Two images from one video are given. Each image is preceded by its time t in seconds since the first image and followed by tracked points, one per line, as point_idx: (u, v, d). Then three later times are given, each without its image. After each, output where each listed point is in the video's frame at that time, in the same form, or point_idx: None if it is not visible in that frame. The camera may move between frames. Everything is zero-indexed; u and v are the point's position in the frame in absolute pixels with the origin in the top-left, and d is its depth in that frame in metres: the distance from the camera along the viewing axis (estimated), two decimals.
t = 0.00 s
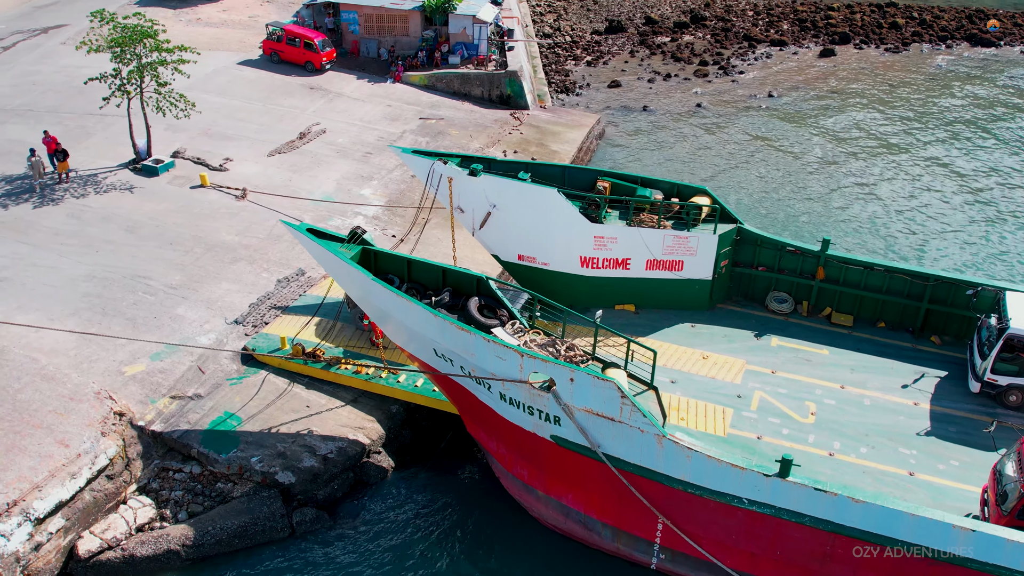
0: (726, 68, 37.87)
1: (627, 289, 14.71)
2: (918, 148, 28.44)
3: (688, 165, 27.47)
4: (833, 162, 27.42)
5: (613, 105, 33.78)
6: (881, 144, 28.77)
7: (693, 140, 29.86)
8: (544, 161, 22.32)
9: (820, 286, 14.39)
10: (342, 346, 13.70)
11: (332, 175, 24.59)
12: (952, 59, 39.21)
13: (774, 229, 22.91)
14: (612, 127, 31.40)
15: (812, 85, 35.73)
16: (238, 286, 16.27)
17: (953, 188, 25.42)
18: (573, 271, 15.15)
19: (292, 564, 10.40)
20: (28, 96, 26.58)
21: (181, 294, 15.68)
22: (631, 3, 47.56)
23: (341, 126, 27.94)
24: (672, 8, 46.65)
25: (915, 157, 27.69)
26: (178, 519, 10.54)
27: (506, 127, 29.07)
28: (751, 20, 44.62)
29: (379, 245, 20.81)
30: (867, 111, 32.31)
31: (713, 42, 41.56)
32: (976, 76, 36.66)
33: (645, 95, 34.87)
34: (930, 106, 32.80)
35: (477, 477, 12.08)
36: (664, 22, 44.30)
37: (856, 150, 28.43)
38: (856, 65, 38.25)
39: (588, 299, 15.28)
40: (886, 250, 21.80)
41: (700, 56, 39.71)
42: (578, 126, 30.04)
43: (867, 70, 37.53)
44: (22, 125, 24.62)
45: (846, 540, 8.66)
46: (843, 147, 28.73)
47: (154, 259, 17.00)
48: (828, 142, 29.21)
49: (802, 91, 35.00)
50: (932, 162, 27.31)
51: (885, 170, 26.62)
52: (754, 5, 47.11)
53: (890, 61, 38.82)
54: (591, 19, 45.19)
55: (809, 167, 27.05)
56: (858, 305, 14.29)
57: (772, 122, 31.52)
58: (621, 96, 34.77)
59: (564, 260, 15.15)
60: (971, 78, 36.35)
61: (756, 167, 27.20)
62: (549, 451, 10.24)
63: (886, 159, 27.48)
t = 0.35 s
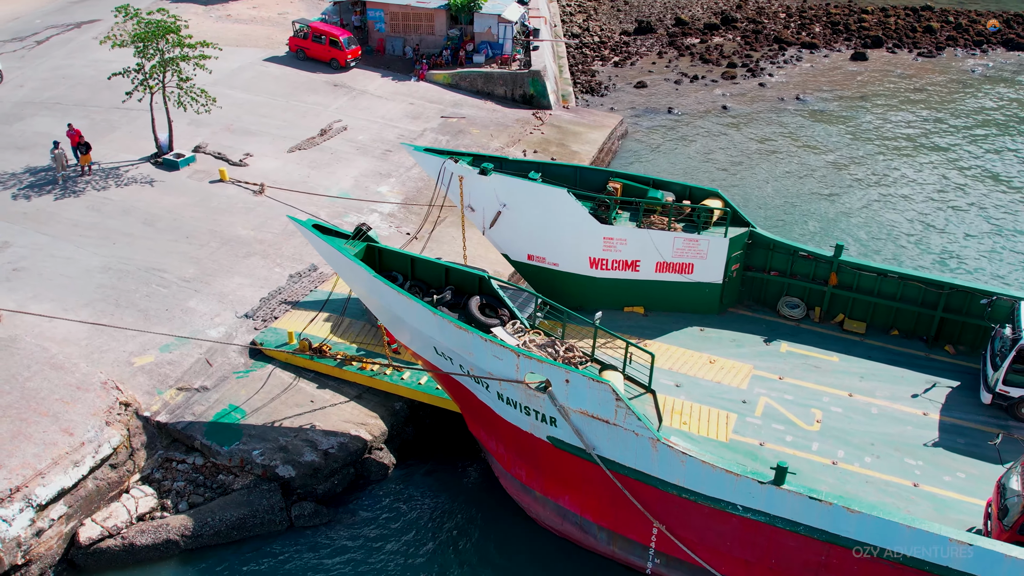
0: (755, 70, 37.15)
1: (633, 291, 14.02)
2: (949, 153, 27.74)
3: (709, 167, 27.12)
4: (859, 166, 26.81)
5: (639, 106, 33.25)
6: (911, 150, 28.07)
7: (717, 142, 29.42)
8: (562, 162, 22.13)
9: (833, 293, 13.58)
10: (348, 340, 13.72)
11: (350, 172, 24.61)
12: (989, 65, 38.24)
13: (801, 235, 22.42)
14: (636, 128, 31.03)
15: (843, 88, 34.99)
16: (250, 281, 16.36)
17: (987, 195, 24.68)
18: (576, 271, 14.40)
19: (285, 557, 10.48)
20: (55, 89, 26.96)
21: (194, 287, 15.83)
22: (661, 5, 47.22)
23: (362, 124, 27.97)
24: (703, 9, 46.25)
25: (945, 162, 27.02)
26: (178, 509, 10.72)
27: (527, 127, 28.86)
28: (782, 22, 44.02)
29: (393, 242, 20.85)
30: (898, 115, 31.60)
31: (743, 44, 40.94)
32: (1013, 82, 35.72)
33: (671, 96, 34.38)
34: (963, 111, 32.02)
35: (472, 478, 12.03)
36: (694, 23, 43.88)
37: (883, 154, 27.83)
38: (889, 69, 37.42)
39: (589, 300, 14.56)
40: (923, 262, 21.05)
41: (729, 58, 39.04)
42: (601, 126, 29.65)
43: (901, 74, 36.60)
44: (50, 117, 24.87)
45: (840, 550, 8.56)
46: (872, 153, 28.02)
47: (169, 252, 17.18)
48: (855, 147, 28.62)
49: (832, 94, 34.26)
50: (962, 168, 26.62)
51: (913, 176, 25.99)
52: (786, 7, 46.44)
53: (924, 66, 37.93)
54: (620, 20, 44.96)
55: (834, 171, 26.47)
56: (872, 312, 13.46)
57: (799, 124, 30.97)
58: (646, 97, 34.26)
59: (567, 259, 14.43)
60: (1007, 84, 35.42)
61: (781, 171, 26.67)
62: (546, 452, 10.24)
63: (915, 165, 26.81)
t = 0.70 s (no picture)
0: (785, 72, 36.55)
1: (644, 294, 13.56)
2: (981, 159, 27.04)
3: (733, 169, 26.74)
4: (887, 170, 26.23)
5: (665, 107, 32.91)
6: (942, 155, 27.42)
7: (743, 143, 28.99)
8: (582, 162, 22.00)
9: (848, 300, 13.04)
10: (358, 336, 13.76)
11: (371, 169, 24.69)
12: None
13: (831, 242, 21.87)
14: (661, 128, 30.73)
15: (875, 91, 34.30)
16: (266, 275, 16.50)
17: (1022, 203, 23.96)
18: (586, 272, 13.98)
19: (284, 550, 10.60)
20: (86, 82, 27.45)
21: (210, 280, 16.03)
22: (693, 6, 46.84)
23: (385, 121, 28.04)
24: (736, 11, 45.78)
25: (976, 168, 26.35)
26: (183, 500, 10.87)
27: (550, 126, 28.72)
28: (816, 25, 43.38)
29: (410, 240, 20.92)
30: (930, 119, 30.90)
31: (774, 46, 40.37)
32: None
33: (699, 97, 34.00)
34: (998, 117, 31.20)
35: (472, 480, 12.00)
36: (726, 24, 43.44)
37: (913, 158, 27.21)
38: (923, 73, 36.64)
39: (597, 301, 14.15)
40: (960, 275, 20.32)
41: (759, 60, 38.49)
42: (625, 126, 29.38)
43: (935, 78, 35.82)
44: (79, 111, 25.27)
45: (839, 560, 8.43)
46: (904, 158, 27.24)
47: (188, 245, 17.39)
48: (885, 150, 28.01)
49: (863, 97, 33.60)
50: (994, 174, 25.94)
51: (943, 182, 25.38)
52: (820, 10, 45.77)
53: (960, 70, 37.08)
54: (652, 21, 44.71)
55: (861, 175, 25.94)
56: (889, 320, 12.88)
57: (828, 127, 30.43)
58: (673, 98, 33.91)
59: (577, 261, 14.04)
60: None
61: (806, 174, 26.11)
62: (546, 452, 10.24)
63: (945, 170, 26.18)
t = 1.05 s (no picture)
0: (822, 76, 35.90)
1: (662, 297, 13.38)
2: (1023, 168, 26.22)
3: (764, 171, 26.29)
4: (923, 177, 25.56)
5: (697, 110, 32.53)
6: (982, 162, 26.65)
7: (776, 146, 28.48)
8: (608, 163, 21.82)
9: (870, 308, 12.72)
10: (374, 332, 13.82)
11: (397, 166, 24.80)
12: None
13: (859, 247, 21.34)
14: (692, 131, 30.38)
15: (915, 97, 33.49)
16: (287, 269, 16.64)
17: None
18: (604, 274, 13.85)
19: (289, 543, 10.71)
20: (123, 76, 27.99)
21: (232, 274, 16.22)
22: (731, 9, 46.32)
23: (414, 119, 28.13)
24: (774, 13, 45.14)
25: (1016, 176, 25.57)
26: (194, 490, 11.04)
27: (579, 127, 28.56)
28: (855, 28, 42.59)
29: (433, 238, 20.97)
30: (971, 126, 30.07)
31: (812, 49, 39.70)
32: None
33: (732, 100, 33.54)
34: None
35: (480, 479, 12.00)
36: (763, 27, 42.85)
37: (951, 165, 26.47)
38: (965, 79, 35.70)
39: (613, 303, 14.00)
40: (995, 285, 19.54)
41: (796, 63, 37.87)
42: (655, 127, 29.07)
43: (977, 85, 34.91)
44: (114, 104, 25.75)
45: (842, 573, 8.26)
46: (942, 165, 26.48)
47: (213, 239, 17.62)
48: (923, 156, 27.28)
49: (902, 102, 32.82)
50: None
51: (980, 190, 24.66)
52: (861, 13, 44.91)
53: (1004, 76, 36.05)
54: (688, 22, 44.30)
55: (896, 181, 25.31)
56: (911, 331, 12.53)
57: (864, 131, 29.78)
58: (706, 101, 33.52)
59: (595, 262, 13.92)
60: None
61: (837, 179, 25.53)
62: (552, 454, 10.21)
63: (984, 178, 25.45)
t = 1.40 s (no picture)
0: (866, 81, 35.04)
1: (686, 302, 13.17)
2: None
3: (802, 176, 25.73)
4: (967, 185, 24.72)
5: (736, 113, 32.02)
6: None
7: (815, 151, 27.84)
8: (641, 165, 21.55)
9: (898, 319, 12.31)
10: (396, 329, 13.86)
11: (430, 164, 24.86)
12: None
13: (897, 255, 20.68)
14: (730, 134, 29.90)
15: (963, 104, 32.47)
16: (315, 264, 16.77)
17: None
18: (628, 276, 13.69)
19: (300, 536, 10.80)
20: (166, 70, 28.57)
21: (261, 267, 16.42)
22: (776, 12, 45.56)
23: (448, 118, 28.17)
24: (820, 17, 44.26)
25: None
26: (213, 479, 11.22)
27: (614, 128, 28.30)
28: (902, 33, 41.54)
29: (462, 237, 20.97)
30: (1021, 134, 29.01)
31: (857, 54, 38.80)
32: None
33: (772, 104, 32.94)
34: None
35: (493, 479, 11.95)
36: (808, 31, 42.04)
37: (998, 173, 25.55)
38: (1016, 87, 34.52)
39: (637, 306, 13.82)
40: None
41: (840, 68, 37.05)
42: (692, 130, 28.66)
43: None
44: (156, 97, 26.28)
45: None
46: (989, 173, 25.62)
47: (244, 232, 17.86)
48: (969, 164, 26.38)
49: (949, 109, 31.84)
50: None
51: None
52: (910, 18, 43.76)
53: None
54: (731, 25, 43.70)
55: (938, 189, 24.51)
56: (941, 343, 12.08)
57: (908, 137, 28.94)
58: (746, 104, 32.97)
59: (620, 264, 13.76)
60: None
61: (878, 185, 24.83)
62: (565, 456, 10.15)
63: None
